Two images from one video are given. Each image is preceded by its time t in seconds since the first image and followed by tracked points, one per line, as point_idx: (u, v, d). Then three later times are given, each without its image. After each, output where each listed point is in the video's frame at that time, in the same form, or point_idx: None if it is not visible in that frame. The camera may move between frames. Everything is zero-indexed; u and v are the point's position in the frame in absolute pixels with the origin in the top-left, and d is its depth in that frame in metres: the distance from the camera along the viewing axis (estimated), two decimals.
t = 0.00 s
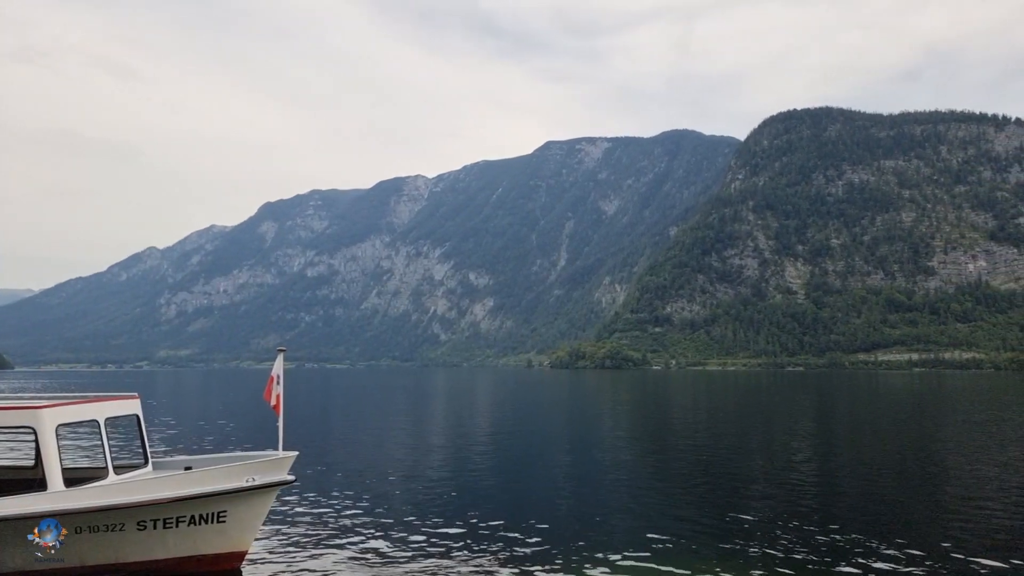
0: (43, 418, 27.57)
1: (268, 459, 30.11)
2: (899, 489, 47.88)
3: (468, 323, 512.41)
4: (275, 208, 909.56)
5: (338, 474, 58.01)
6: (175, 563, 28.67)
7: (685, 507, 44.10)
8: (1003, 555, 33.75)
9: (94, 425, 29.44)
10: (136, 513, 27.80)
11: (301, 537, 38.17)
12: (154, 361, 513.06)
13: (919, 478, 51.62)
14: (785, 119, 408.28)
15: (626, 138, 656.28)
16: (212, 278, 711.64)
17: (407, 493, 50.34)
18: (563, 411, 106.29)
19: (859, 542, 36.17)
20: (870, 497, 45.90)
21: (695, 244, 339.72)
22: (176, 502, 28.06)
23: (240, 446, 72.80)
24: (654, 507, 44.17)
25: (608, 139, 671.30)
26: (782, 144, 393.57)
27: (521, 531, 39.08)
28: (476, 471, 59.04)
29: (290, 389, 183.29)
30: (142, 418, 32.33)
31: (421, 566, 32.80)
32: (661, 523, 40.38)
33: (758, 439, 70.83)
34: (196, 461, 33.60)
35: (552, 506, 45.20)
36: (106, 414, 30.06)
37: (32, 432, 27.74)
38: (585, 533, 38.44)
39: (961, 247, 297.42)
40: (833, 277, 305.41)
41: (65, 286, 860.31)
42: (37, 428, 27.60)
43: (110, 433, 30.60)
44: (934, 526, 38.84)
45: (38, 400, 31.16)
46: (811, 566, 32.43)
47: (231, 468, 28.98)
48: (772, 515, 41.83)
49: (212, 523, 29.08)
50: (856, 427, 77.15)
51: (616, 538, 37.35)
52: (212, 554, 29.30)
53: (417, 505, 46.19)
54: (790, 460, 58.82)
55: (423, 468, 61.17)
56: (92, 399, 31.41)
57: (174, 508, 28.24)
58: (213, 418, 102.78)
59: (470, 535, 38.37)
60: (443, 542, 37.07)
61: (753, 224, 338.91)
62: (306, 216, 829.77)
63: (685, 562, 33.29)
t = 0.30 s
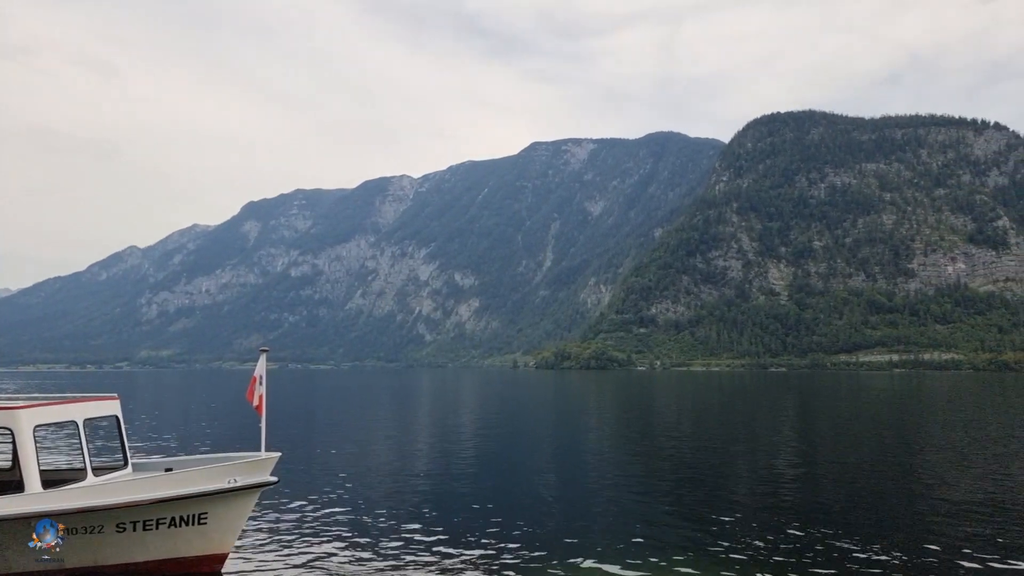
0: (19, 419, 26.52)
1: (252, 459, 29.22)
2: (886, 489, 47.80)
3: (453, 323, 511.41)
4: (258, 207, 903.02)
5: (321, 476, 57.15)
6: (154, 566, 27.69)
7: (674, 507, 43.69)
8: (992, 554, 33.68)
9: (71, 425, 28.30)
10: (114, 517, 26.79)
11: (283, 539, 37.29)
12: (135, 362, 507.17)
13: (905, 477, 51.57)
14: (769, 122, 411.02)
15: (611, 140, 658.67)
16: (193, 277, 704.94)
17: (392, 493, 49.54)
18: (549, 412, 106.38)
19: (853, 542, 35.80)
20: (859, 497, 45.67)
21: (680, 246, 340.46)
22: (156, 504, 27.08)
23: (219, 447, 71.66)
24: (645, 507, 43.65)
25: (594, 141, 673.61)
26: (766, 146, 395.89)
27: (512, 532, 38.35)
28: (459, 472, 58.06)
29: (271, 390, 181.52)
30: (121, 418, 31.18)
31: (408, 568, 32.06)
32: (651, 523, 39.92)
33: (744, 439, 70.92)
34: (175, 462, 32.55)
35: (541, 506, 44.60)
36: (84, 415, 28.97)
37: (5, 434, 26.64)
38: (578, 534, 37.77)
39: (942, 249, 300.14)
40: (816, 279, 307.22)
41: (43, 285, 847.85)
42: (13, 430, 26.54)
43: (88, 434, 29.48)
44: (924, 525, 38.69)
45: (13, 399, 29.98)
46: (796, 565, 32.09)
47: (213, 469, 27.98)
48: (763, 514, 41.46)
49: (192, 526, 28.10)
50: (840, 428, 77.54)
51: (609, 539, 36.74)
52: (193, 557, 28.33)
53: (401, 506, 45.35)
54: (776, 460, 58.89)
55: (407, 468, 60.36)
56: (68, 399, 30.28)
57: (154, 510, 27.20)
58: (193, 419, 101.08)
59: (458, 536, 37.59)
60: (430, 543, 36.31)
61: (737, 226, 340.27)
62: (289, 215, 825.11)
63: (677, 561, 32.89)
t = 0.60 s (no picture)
0: None
1: (232, 460, 29.06)
2: (867, 488, 48.15)
3: (438, 323, 510.87)
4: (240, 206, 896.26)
5: (305, 477, 56.72)
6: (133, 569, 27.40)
7: (657, 507, 43.82)
8: (967, 554, 33.87)
9: (47, 424, 27.85)
10: (91, 519, 26.46)
11: (264, 541, 36.99)
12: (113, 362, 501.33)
13: (886, 476, 52.01)
14: (751, 125, 414.07)
15: (596, 141, 661.35)
16: (174, 276, 698.23)
17: (375, 495, 49.25)
18: (533, 412, 106.69)
19: (836, 541, 36.01)
20: (841, 496, 46.02)
21: (664, 247, 341.75)
22: (135, 506, 26.76)
23: (199, 448, 70.91)
24: (628, 507, 43.77)
25: (579, 142, 675.96)
26: (749, 148, 398.56)
27: (496, 532, 38.27)
28: (444, 473, 57.92)
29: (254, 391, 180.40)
30: (97, 418, 30.74)
31: (392, 569, 31.99)
32: (635, 522, 39.99)
33: (726, 439, 71.39)
34: (155, 464, 32.16)
35: (527, 507, 44.58)
36: (61, 415, 28.58)
37: None
38: (563, 534, 37.82)
39: (920, 251, 302.97)
40: (798, 280, 309.41)
41: (20, 285, 835.64)
42: None
43: (63, 434, 29.03)
44: (905, 523, 39.04)
45: None
46: (773, 564, 32.21)
47: (192, 470, 27.80)
48: (745, 514, 41.63)
49: (171, 528, 27.79)
50: (820, 427, 78.32)
51: (593, 539, 36.78)
52: (172, 560, 28.01)
53: (385, 507, 45.13)
54: (758, 460, 59.15)
55: (391, 470, 60.13)
56: (44, 399, 29.78)
57: (133, 512, 26.90)
58: (172, 421, 100.00)
59: (441, 538, 37.41)
60: (413, 544, 36.26)
61: (721, 227, 342.09)
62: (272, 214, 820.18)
63: (661, 560, 33.06)
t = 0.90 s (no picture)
0: None
1: (213, 461, 29.91)
2: (844, 488, 49.52)
3: (421, 323, 510.84)
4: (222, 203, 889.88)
5: (290, 478, 57.31)
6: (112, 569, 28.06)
7: (637, 507, 44.93)
8: (951, 553, 35.15)
9: (24, 426, 28.39)
10: (71, 520, 27.05)
11: (244, 543, 37.56)
12: (91, 361, 495.82)
13: (864, 476, 53.34)
14: (734, 127, 417.78)
15: (581, 142, 663.98)
16: (154, 274, 691.94)
17: (357, 496, 49.92)
18: (518, 412, 107.68)
19: (813, 540, 37.26)
20: (818, 496, 47.27)
21: (648, 247, 343.80)
22: (114, 507, 27.43)
23: (184, 449, 71.18)
24: (607, 508, 44.77)
25: (563, 142, 678.21)
26: (731, 150, 401.98)
27: (474, 533, 39.18)
28: (428, 474, 58.75)
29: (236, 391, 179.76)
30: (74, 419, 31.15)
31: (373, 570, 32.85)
32: (614, 523, 41.04)
33: (708, 438, 72.57)
34: (133, 464, 32.63)
35: (508, 507, 45.41)
36: (38, 416, 29.06)
37: None
38: (540, 534, 38.78)
39: (900, 252, 306.35)
40: (779, 281, 312.51)
41: None
42: None
43: (39, 435, 29.45)
44: (881, 523, 40.38)
45: None
46: (750, 565, 33.36)
47: (171, 471, 28.50)
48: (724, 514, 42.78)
49: (150, 529, 28.46)
50: (800, 427, 79.71)
51: (569, 540, 37.77)
52: (151, 560, 28.69)
53: (367, 507, 45.77)
54: (739, 460, 60.39)
55: (375, 470, 60.84)
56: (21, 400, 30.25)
57: (113, 512, 27.58)
58: (155, 421, 99.91)
59: (421, 538, 38.24)
60: (393, 545, 37.07)
61: (703, 228, 344.75)
62: (254, 213, 815.27)
63: (639, 560, 34.07)
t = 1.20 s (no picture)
0: None
1: (189, 462, 30.08)
2: (821, 486, 50.33)
3: (404, 323, 509.78)
4: (202, 201, 882.07)
5: (271, 478, 57.37)
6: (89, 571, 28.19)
7: (616, 506, 45.57)
8: (922, 550, 36.01)
9: None
10: (47, 520, 27.14)
11: (223, 544, 37.69)
12: (67, 361, 489.27)
13: (840, 476, 54.05)
14: (716, 128, 420.94)
15: (564, 142, 665.96)
16: (132, 273, 684.44)
17: (338, 496, 50.12)
18: (499, 411, 108.08)
19: (787, 538, 38.05)
20: (794, 495, 48.04)
21: (630, 248, 345.43)
22: (91, 507, 27.56)
23: (165, 449, 70.98)
24: (584, 507, 45.35)
25: (547, 142, 679.49)
26: (713, 151, 404.87)
27: (454, 534, 39.51)
28: (409, 474, 59.10)
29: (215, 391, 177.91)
30: (50, 420, 31.11)
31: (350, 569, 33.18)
32: (593, 523, 41.57)
33: (688, 438, 73.03)
34: (110, 465, 32.62)
35: (486, 507, 45.87)
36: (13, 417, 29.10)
37: None
38: (518, 534, 39.24)
39: (877, 253, 310.27)
40: (760, 281, 315.24)
41: None
42: None
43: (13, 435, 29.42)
44: (855, 522, 41.21)
45: None
46: (726, 563, 34.02)
47: (147, 474, 28.63)
48: (702, 513, 43.46)
49: (127, 531, 28.64)
50: (779, 427, 80.26)
51: (547, 539, 38.24)
52: (128, 561, 28.85)
53: (346, 508, 46.03)
54: (719, 459, 60.96)
55: (356, 470, 61.09)
56: None
57: (89, 514, 27.69)
58: (135, 421, 99.24)
59: (400, 539, 38.54)
60: (371, 546, 37.32)
61: (685, 229, 346.90)
62: (235, 211, 809.17)
63: (615, 559, 34.66)
